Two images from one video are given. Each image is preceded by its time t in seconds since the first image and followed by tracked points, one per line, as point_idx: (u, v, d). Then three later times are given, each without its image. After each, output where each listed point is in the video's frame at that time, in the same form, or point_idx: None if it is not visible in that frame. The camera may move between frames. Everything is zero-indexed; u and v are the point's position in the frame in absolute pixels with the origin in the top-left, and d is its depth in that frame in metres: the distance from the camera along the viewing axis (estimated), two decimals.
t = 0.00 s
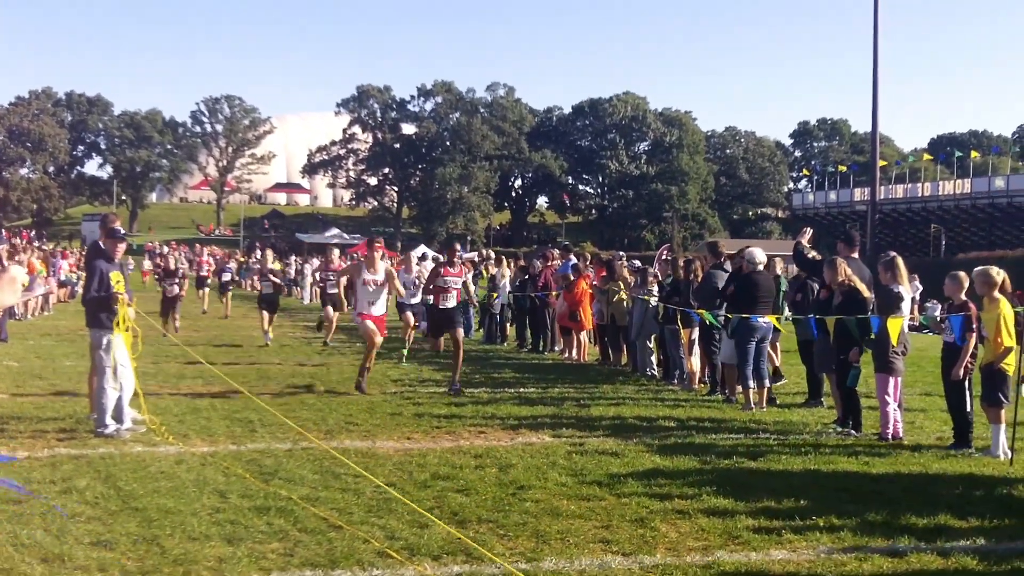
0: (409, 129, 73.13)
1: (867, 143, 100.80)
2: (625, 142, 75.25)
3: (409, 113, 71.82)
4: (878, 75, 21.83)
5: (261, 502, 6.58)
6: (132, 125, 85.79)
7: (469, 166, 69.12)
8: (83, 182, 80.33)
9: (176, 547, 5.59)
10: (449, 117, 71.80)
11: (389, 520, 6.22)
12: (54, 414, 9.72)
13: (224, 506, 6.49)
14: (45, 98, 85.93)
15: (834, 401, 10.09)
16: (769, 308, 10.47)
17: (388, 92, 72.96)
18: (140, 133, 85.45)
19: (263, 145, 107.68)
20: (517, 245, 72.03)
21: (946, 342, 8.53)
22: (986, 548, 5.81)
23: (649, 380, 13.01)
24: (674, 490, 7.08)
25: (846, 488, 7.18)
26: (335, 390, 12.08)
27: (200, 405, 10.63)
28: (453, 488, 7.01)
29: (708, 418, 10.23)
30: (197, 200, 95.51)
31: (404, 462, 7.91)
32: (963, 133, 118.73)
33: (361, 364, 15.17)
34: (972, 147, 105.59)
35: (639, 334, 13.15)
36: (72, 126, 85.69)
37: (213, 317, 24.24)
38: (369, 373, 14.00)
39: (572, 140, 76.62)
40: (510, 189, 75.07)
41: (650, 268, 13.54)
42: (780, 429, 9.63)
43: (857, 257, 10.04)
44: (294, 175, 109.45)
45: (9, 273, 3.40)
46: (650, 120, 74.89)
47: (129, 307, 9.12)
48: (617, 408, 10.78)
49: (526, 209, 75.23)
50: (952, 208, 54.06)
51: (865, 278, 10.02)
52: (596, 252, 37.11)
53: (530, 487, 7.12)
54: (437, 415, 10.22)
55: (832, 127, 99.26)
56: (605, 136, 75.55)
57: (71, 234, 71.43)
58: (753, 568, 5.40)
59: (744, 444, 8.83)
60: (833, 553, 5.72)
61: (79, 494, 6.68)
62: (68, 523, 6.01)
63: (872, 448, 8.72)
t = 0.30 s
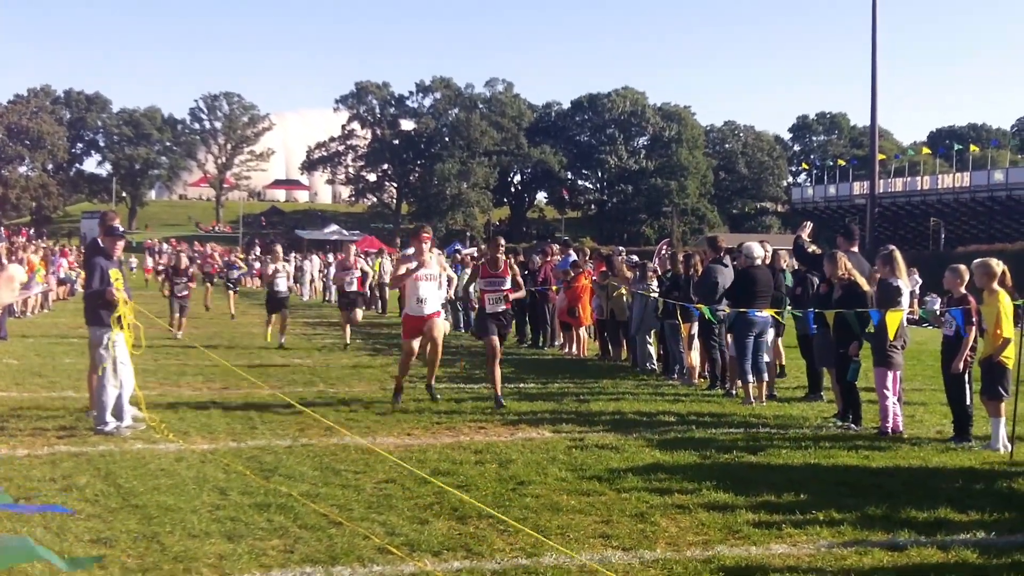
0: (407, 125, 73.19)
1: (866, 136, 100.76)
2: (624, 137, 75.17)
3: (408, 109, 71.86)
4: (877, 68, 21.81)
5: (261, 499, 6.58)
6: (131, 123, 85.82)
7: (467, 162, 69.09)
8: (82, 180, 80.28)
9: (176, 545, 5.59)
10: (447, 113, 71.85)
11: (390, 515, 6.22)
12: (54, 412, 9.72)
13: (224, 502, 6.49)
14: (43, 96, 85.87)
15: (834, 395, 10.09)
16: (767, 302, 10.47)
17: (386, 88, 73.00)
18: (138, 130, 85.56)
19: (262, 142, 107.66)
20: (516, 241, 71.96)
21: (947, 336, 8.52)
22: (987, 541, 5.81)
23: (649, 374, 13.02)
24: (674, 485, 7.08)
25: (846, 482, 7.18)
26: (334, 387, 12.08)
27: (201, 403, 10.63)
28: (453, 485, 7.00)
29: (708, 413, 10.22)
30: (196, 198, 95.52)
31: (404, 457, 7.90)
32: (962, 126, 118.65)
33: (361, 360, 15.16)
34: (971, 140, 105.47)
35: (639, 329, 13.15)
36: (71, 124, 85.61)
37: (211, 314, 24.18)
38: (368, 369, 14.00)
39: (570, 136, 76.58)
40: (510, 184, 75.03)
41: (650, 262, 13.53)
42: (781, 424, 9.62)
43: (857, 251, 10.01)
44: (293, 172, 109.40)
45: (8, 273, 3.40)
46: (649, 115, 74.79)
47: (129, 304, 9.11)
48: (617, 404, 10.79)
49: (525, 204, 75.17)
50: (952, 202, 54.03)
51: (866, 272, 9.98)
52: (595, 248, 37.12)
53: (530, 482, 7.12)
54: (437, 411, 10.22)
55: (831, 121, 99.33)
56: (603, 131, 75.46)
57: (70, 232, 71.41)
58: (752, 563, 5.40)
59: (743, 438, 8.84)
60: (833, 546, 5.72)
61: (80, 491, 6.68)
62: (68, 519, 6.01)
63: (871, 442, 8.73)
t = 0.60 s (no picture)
0: (408, 123, 73.25)
1: (867, 136, 100.75)
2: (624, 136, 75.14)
3: (408, 107, 71.91)
4: (877, 67, 21.81)
5: (261, 496, 6.58)
6: (131, 120, 85.80)
7: (468, 160, 69.07)
8: (83, 177, 80.29)
9: (175, 542, 5.58)
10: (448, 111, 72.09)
11: (389, 513, 6.21)
12: (54, 409, 9.72)
13: (224, 500, 6.49)
14: (44, 92, 85.91)
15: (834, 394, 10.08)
16: (766, 302, 10.48)
17: (387, 86, 73.12)
18: (139, 127, 85.54)
19: (262, 139, 107.69)
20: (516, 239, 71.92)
21: (946, 335, 8.50)
22: (986, 541, 5.81)
23: (648, 373, 13.00)
24: (673, 484, 7.07)
25: (845, 481, 7.18)
26: (333, 385, 12.07)
27: (201, 400, 10.63)
28: (452, 483, 6.99)
29: (708, 411, 10.22)
30: (196, 195, 95.58)
31: (404, 455, 7.90)
32: (963, 125, 118.60)
33: (361, 358, 15.15)
34: (972, 139, 105.44)
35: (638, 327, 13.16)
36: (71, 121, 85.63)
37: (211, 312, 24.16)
38: (369, 367, 13.99)
39: (570, 134, 76.60)
40: (510, 182, 75.05)
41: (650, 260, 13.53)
42: (780, 423, 9.61)
43: (857, 250, 10.01)
44: (293, 170, 109.42)
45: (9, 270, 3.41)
46: (649, 113, 74.75)
47: (129, 301, 9.07)
48: (616, 402, 10.77)
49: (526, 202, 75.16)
50: (952, 201, 54.00)
51: (866, 270, 9.98)
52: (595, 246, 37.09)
53: (529, 480, 7.12)
54: (436, 409, 10.20)
55: (832, 120, 99.35)
56: (604, 130, 75.39)
57: (70, 229, 71.42)
58: (751, 561, 5.40)
59: (743, 437, 8.83)
60: (832, 546, 5.72)
61: (79, 488, 6.68)
62: (67, 517, 6.01)
63: (871, 441, 8.73)
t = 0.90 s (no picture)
0: (412, 122, 73.33)
1: (871, 135, 100.63)
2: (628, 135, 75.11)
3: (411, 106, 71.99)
4: (881, 67, 21.77)
5: (264, 495, 6.59)
6: (135, 118, 85.89)
7: (471, 159, 69.08)
8: (86, 176, 80.41)
9: (179, 540, 5.59)
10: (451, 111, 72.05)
11: (392, 512, 6.21)
12: (58, 407, 9.74)
13: (227, 498, 6.50)
14: (48, 91, 86.05)
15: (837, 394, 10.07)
16: (768, 302, 10.48)
17: (390, 85, 73.13)
18: (143, 125, 85.60)
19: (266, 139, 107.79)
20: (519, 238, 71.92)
21: (950, 335, 8.47)
22: (990, 542, 5.80)
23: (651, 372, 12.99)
24: (676, 484, 7.07)
25: (848, 481, 7.17)
26: (336, 383, 12.07)
27: (204, 398, 10.64)
28: (455, 482, 7.00)
29: (711, 411, 10.21)
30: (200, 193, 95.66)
31: (407, 454, 7.91)
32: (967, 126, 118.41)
33: (364, 357, 15.15)
34: (976, 139, 105.33)
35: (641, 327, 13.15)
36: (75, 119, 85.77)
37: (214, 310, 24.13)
38: (372, 366, 13.99)
39: (574, 134, 76.59)
40: (513, 181, 75.06)
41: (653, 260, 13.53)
42: (783, 423, 9.60)
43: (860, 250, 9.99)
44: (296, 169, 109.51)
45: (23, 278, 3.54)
46: (653, 113, 74.69)
47: (133, 299, 9.04)
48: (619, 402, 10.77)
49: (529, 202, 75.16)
50: (956, 201, 53.96)
51: (869, 271, 9.97)
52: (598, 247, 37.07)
53: (532, 480, 7.12)
54: (440, 408, 10.20)
55: (836, 120, 99.25)
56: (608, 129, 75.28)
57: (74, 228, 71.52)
58: (754, 561, 5.40)
59: (745, 437, 8.82)
60: (836, 546, 5.71)
61: (82, 486, 6.69)
62: (70, 515, 6.01)
63: (875, 441, 8.72)
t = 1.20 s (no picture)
0: (414, 118, 73.36)
1: (874, 132, 100.53)
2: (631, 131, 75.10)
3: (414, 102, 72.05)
4: (883, 64, 21.75)
5: (266, 489, 6.60)
6: (138, 114, 85.91)
7: (474, 155, 69.07)
8: (89, 171, 80.42)
9: (181, 535, 5.60)
10: (454, 106, 72.06)
11: (394, 508, 6.23)
12: (60, 401, 9.77)
13: (228, 493, 6.50)
14: (51, 86, 86.08)
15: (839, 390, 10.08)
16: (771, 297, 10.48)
17: (393, 80, 73.05)
18: (146, 121, 85.61)
19: (268, 134, 107.90)
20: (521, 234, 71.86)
21: (952, 332, 8.48)
22: (993, 538, 5.79)
23: (654, 368, 12.98)
24: (678, 480, 7.07)
25: (850, 478, 7.18)
26: (338, 379, 12.08)
27: (206, 393, 10.67)
28: (458, 478, 7.00)
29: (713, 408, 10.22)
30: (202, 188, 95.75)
31: (409, 450, 7.92)
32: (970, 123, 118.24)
33: (367, 352, 15.18)
34: (979, 137, 105.24)
35: (644, 323, 13.12)
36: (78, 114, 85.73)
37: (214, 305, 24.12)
38: (375, 362, 14.01)
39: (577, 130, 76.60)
40: (516, 177, 75.04)
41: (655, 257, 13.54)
42: (785, 419, 9.61)
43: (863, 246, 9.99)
44: (299, 165, 109.61)
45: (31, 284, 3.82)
46: (656, 109, 74.64)
47: (136, 295, 9.07)
48: (622, 398, 10.77)
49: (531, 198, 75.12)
50: (959, 198, 53.88)
51: (871, 267, 9.96)
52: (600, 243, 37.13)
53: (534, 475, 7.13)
54: (441, 404, 10.23)
55: (839, 117, 99.21)
56: (610, 126, 75.18)
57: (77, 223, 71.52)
58: (754, 557, 5.40)
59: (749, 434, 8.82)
60: (838, 542, 5.71)
61: (84, 481, 6.70)
62: (74, 509, 6.03)
63: (877, 438, 8.72)
